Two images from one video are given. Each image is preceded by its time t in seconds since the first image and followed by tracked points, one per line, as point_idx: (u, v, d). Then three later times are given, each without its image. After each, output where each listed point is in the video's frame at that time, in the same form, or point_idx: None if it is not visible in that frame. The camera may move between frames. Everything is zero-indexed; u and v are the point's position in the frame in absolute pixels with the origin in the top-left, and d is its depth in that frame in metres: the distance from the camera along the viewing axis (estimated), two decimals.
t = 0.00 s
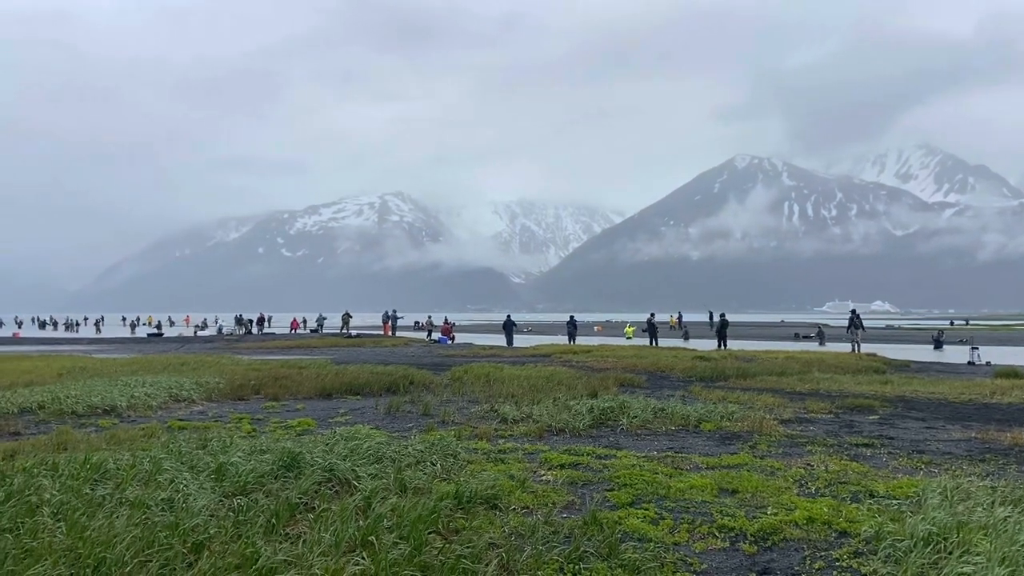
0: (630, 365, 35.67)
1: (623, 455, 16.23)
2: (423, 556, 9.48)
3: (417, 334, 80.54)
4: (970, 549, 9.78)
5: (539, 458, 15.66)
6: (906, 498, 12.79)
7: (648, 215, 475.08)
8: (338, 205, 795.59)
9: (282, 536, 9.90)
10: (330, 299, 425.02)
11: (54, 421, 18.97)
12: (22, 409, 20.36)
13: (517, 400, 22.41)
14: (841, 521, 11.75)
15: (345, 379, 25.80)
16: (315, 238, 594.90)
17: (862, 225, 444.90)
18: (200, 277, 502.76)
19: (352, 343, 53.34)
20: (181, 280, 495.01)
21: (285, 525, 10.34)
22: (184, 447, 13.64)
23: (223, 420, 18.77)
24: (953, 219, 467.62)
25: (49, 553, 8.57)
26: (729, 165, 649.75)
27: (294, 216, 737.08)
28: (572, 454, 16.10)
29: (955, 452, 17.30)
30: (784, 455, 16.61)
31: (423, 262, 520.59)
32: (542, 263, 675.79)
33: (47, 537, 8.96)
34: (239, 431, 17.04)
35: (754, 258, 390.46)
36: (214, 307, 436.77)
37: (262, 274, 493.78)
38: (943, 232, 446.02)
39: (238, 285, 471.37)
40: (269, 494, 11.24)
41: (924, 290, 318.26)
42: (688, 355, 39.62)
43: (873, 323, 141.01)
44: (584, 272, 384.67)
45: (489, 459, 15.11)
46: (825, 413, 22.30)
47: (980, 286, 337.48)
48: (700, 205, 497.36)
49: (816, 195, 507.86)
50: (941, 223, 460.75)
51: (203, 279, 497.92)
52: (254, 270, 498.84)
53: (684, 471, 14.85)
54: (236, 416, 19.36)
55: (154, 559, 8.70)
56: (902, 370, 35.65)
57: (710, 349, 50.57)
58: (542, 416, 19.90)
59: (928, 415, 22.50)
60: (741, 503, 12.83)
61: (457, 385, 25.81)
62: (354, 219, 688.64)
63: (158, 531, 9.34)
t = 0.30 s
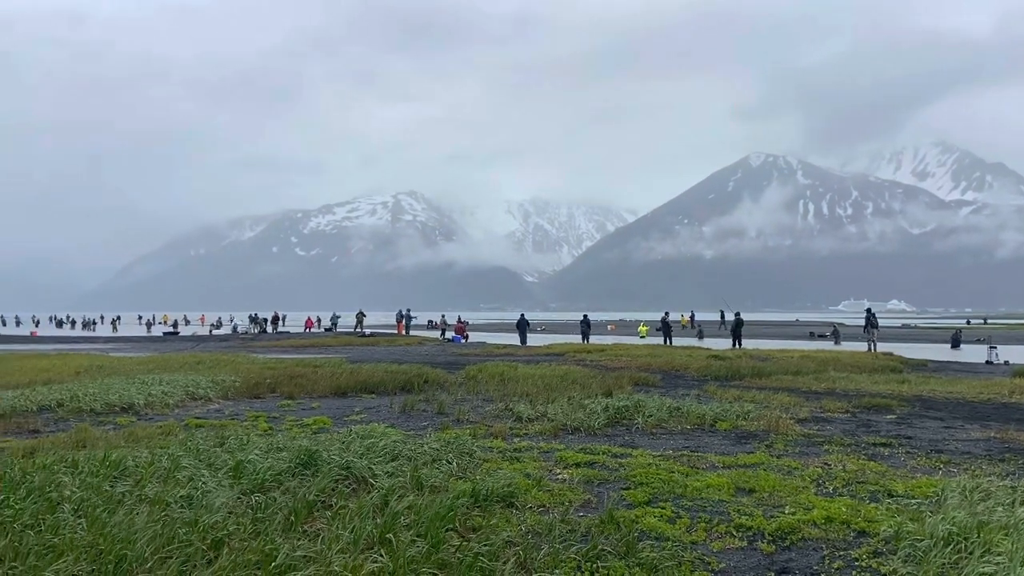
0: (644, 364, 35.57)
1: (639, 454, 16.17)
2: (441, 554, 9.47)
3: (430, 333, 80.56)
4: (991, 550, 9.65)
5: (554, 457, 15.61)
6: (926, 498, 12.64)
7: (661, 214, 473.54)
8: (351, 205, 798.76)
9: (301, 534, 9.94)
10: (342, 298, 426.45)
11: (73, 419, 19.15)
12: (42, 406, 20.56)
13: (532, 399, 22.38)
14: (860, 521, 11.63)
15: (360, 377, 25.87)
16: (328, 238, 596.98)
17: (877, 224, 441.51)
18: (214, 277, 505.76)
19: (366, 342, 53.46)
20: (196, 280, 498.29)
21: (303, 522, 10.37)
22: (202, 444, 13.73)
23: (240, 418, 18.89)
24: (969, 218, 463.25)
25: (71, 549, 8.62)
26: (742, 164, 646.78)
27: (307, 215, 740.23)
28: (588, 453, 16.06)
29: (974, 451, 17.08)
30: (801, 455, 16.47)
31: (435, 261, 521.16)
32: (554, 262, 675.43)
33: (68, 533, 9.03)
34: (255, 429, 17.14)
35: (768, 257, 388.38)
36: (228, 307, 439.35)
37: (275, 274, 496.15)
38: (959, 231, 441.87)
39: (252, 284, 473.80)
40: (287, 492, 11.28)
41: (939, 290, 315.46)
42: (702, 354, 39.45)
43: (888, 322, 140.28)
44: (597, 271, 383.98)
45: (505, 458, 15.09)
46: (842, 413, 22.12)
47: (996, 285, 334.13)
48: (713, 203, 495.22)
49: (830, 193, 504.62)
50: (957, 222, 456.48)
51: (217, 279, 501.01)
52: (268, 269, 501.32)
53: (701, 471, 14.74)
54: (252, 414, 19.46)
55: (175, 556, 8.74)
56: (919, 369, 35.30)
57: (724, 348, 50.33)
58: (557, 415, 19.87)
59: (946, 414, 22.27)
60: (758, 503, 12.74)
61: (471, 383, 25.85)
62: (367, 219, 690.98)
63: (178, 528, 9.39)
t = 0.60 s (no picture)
0: (660, 362, 35.45)
1: (656, 452, 16.11)
2: (460, 551, 9.47)
3: (445, 332, 80.64)
4: (1014, 549, 9.48)
5: (571, 455, 15.59)
6: (946, 498, 12.49)
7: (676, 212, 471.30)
8: (366, 205, 801.53)
9: (320, 531, 9.97)
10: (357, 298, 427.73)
11: (93, 417, 19.34)
12: (62, 405, 20.75)
13: (548, 397, 22.37)
14: (880, 521, 11.50)
15: (377, 376, 25.97)
16: (343, 238, 599.29)
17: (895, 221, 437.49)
18: (230, 277, 508.98)
19: (382, 341, 53.65)
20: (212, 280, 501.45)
21: (322, 520, 10.41)
22: (221, 442, 13.83)
23: (258, 416, 18.97)
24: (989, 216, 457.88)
25: (93, 546, 8.69)
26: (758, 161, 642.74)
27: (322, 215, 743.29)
28: (605, 452, 16.01)
29: (996, 451, 16.84)
30: (820, 454, 16.33)
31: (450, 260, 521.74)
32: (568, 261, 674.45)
33: (90, 529, 9.10)
34: (273, 427, 17.23)
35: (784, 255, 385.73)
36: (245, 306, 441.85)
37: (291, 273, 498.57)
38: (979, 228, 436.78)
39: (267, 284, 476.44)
40: (305, 489, 11.31)
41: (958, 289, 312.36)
42: (718, 353, 39.24)
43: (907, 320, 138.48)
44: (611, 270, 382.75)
45: (522, 456, 15.07)
46: (861, 412, 21.90)
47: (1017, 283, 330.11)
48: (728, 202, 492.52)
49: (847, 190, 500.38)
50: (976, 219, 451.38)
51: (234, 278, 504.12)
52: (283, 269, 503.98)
53: (718, 469, 14.66)
54: (269, 412, 19.58)
55: (196, 552, 8.79)
56: (939, 367, 34.89)
57: (740, 347, 50.02)
58: (574, 414, 19.83)
59: (966, 413, 21.99)
60: (777, 501, 12.65)
61: (487, 382, 25.88)
62: (381, 218, 693.25)
63: (199, 525, 9.45)
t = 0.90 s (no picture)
0: (678, 361, 35.27)
1: (674, 452, 16.04)
2: (478, 550, 9.49)
3: (463, 331, 80.72)
4: None
5: (589, 455, 15.55)
6: (969, 498, 12.34)
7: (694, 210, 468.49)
8: (383, 205, 804.49)
9: (339, 529, 10.03)
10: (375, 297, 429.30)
11: (115, 415, 19.58)
12: (85, 403, 21.04)
13: (565, 396, 22.33)
14: (902, 521, 11.38)
15: (394, 375, 26.06)
16: (360, 238, 601.95)
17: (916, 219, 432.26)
18: (249, 277, 513.09)
19: (399, 340, 53.85)
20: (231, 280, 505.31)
21: (341, 518, 10.47)
22: (241, 440, 13.96)
23: (277, 415, 19.13)
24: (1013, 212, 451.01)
25: (116, 543, 8.80)
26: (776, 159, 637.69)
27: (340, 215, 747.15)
28: (622, 451, 15.97)
29: (1020, 450, 16.58)
30: (840, 453, 16.18)
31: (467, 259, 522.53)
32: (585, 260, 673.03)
33: (113, 527, 9.21)
34: (292, 426, 17.37)
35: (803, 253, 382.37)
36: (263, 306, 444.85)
37: (309, 273, 501.56)
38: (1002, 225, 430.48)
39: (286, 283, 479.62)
40: (325, 488, 11.37)
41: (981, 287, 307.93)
42: (737, 352, 39.01)
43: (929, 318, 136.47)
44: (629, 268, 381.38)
45: (540, 456, 15.05)
46: (882, 411, 21.67)
47: None
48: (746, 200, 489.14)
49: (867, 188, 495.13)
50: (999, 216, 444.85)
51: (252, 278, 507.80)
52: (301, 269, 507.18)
53: (737, 469, 14.57)
54: (289, 411, 19.74)
55: (217, 549, 8.88)
56: (962, 366, 34.42)
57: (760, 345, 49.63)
58: (591, 413, 19.77)
59: (989, 412, 21.70)
60: (797, 501, 12.55)
61: (504, 381, 25.88)
62: (398, 218, 695.88)
63: (220, 523, 9.53)
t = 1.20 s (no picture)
0: (698, 361, 34.99)
1: (694, 452, 15.92)
2: (495, 551, 9.49)
3: (481, 330, 80.76)
4: None
5: (608, 455, 15.50)
6: (993, 499, 12.14)
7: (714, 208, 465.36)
8: (402, 205, 807.66)
9: (357, 529, 10.07)
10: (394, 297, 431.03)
11: (138, 415, 19.84)
12: (109, 403, 21.32)
13: (584, 396, 22.27)
14: (925, 522, 11.22)
15: (413, 375, 26.13)
16: (380, 237, 604.80)
17: (941, 216, 426.26)
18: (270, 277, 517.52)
19: (418, 340, 54.09)
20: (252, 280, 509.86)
21: (359, 518, 10.52)
22: (261, 440, 14.06)
23: (297, 414, 19.28)
24: None
25: (137, 542, 8.90)
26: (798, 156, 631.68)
27: (360, 215, 751.02)
28: (642, 451, 15.89)
29: None
30: (863, 454, 15.98)
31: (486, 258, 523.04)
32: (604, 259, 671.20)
33: (134, 526, 9.32)
34: (312, 425, 17.50)
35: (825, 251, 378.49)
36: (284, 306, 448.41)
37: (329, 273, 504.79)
38: None
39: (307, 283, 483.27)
40: (343, 487, 11.44)
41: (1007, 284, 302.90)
42: (758, 351, 38.63)
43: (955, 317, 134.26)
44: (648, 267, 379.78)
45: (558, 456, 15.01)
46: (905, 411, 21.37)
47: None
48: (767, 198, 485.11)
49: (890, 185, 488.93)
50: None
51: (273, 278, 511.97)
52: (322, 268, 510.74)
53: (758, 470, 14.45)
54: (308, 410, 19.87)
55: (236, 549, 8.95)
56: (988, 366, 33.82)
57: (781, 345, 49.14)
58: (609, 413, 19.68)
59: (1016, 412, 21.33)
60: (818, 503, 12.42)
61: (522, 381, 25.85)
62: (417, 217, 697.96)
63: (239, 522, 9.61)
